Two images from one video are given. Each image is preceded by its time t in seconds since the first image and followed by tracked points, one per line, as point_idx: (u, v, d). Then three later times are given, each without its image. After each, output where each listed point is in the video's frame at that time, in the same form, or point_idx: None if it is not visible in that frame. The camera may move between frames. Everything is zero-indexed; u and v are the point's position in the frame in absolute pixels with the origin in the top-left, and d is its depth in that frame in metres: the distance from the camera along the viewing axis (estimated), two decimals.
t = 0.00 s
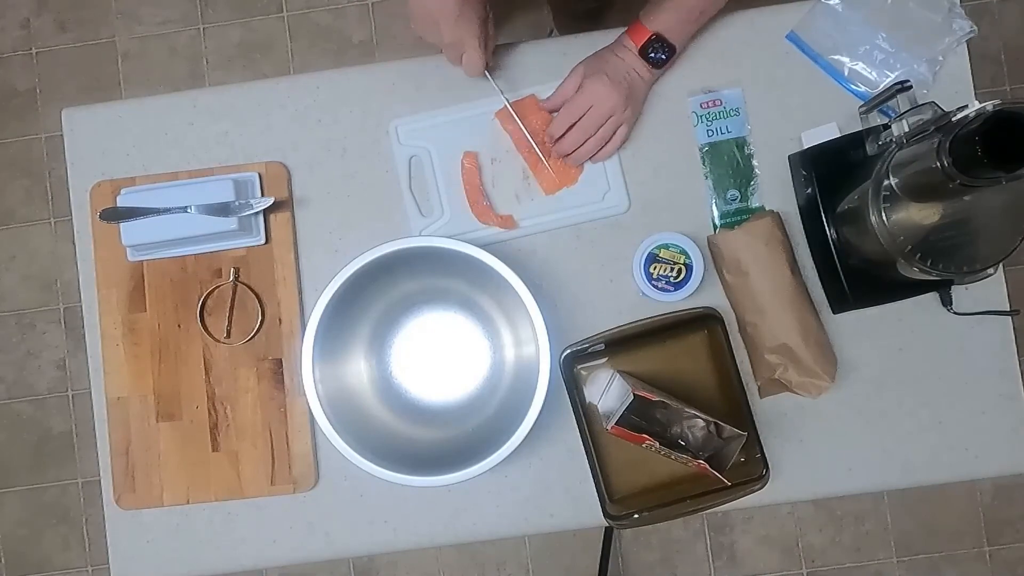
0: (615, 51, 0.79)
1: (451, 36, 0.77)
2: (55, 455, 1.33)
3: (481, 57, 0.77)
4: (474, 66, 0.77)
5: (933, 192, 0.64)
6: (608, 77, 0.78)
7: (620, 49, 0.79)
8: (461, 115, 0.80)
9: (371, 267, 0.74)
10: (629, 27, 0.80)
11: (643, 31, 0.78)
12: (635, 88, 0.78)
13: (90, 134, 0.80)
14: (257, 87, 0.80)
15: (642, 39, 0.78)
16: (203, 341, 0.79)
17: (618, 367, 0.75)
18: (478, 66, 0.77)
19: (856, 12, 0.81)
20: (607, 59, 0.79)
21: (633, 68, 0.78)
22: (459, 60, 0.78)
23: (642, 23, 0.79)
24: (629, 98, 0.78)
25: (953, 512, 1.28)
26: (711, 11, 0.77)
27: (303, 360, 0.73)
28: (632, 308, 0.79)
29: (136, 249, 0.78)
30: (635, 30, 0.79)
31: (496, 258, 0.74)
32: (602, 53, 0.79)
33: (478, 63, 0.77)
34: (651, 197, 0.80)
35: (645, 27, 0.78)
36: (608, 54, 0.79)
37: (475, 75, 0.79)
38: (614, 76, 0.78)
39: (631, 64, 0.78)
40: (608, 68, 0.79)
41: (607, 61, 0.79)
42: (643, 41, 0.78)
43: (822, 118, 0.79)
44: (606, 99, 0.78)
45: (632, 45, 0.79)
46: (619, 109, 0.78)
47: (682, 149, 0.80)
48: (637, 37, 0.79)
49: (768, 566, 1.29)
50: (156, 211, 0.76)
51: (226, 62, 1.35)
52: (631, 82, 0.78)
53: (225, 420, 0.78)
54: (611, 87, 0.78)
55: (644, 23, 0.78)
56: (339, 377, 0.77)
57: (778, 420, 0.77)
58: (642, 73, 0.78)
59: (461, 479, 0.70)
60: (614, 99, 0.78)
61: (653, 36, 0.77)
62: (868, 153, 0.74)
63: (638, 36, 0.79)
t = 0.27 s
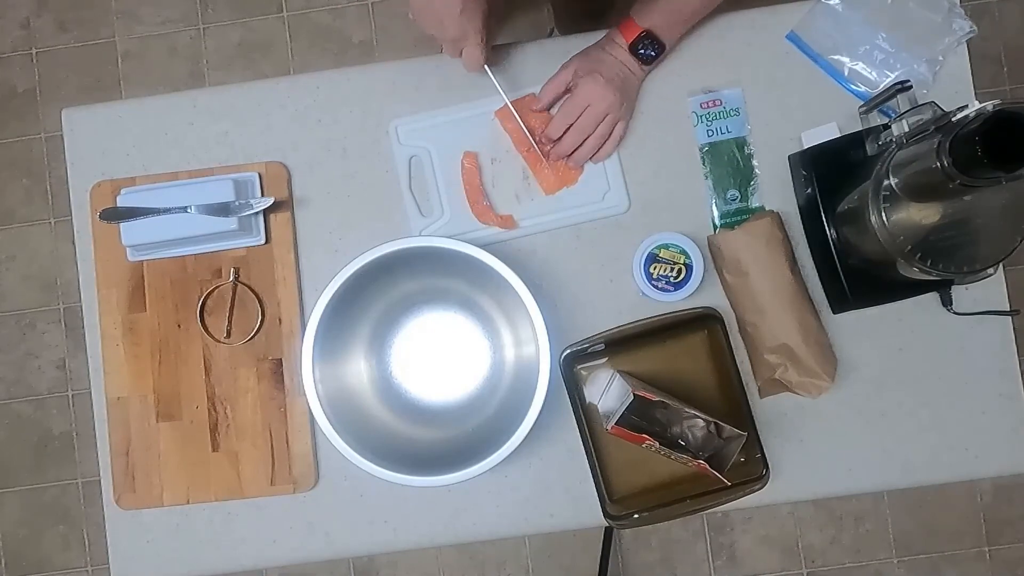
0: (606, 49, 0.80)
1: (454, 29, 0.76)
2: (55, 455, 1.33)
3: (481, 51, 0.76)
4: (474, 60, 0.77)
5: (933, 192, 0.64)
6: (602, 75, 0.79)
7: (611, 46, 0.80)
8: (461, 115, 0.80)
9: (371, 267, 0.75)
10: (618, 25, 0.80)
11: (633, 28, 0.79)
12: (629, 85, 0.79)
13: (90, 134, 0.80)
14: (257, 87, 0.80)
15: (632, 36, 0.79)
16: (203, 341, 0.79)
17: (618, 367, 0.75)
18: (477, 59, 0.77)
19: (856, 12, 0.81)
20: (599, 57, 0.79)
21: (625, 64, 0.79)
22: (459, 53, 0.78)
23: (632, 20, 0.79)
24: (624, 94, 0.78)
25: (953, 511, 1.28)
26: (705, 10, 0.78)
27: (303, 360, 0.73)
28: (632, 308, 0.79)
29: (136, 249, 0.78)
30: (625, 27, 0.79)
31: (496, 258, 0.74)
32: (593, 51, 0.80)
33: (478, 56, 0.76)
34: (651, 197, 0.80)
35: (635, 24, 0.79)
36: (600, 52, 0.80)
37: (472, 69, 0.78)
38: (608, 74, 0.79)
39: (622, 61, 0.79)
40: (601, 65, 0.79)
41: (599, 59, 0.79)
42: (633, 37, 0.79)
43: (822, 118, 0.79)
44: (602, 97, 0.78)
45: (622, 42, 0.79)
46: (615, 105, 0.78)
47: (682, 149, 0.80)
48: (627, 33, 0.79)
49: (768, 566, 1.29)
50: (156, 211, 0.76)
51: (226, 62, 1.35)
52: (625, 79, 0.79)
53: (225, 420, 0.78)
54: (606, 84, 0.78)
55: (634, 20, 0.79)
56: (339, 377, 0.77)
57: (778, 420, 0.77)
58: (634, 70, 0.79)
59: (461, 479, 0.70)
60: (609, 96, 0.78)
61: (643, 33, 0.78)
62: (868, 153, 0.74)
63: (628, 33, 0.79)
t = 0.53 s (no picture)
0: (603, 49, 0.80)
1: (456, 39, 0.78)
2: (55, 455, 1.33)
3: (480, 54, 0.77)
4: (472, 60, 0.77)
5: (933, 193, 0.64)
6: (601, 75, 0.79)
7: (608, 47, 0.80)
8: (461, 115, 0.80)
9: (371, 267, 0.74)
10: (614, 26, 0.81)
11: (630, 27, 0.79)
12: (628, 84, 0.79)
13: (91, 134, 0.80)
14: (257, 87, 0.80)
15: (628, 35, 0.79)
16: (203, 341, 0.79)
17: (618, 367, 0.75)
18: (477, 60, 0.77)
19: (856, 12, 0.82)
20: (595, 58, 0.80)
21: (623, 64, 0.79)
22: (457, 53, 0.78)
23: (628, 20, 0.79)
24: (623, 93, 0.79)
25: (953, 511, 1.28)
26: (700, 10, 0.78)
27: (303, 360, 0.73)
28: (632, 308, 0.79)
29: (136, 249, 0.78)
30: (621, 27, 0.80)
31: (496, 258, 0.74)
32: (591, 52, 0.80)
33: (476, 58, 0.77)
34: (651, 197, 0.80)
35: (631, 24, 0.79)
36: (597, 53, 0.80)
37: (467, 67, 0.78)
38: (606, 73, 0.79)
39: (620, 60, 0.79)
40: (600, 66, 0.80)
41: (597, 60, 0.80)
42: (630, 36, 0.79)
43: (822, 118, 0.79)
44: (601, 96, 0.78)
45: (618, 42, 0.80)
46: (615, 104, 0.78)
47: (682, 149, 0.80)
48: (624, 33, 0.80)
49: (768, 566, 1.29)
50: (156, 211, 0.76)
51: (226, 62, 1.35)
52: (624, 78, 0.79)
53: (225, 420, 0.78)
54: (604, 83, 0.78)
55: (631, 19, 0.79)
56: (339, 377, 0.77)
57: (778, 420, 0.77)
58: (633, 69, 0.79)
59: (460, 479, 0.70)
60: (608, 95, 0.78)
61: (640, 32, 0.78)
62: (868, 153, 0.74)
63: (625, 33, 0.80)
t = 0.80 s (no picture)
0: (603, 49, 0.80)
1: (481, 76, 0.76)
2: (55, 455, 1.33)
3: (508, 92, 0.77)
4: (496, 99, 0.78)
5: (933, 193, 0.64)
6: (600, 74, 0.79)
7: (609, 46, 0.80)
8: (461, 115, 0.80)
9: (371, 267, 0.74)
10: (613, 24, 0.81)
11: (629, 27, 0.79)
12: (628, 84, 0.79)
13: (90, 134, 0.80)
14: (257, 87, 0.80)
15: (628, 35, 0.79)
16: (203, 341, 0.79)
17: (618, 367, 0.75)
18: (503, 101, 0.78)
19: (856, 12, 0.82)
20: (596, 56, 0.80)
21: (623, 63, 0.79)
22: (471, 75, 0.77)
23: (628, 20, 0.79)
24: (623, 93, 0.78)
25: (953, 511, 1.28)
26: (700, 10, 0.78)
27: (303, 360, 0.73)
28: (632, 308, 0.79)
29: (136, 249, 0.78)
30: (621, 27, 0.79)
31: (496, 258, 0.74)
32: (591, 51, 0.80)
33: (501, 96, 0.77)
34: (651, 197, 0.80)
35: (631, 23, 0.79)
36: (597, 52, 0.80)
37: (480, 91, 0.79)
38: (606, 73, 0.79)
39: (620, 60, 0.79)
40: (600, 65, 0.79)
41: (597, 59, 0.80)
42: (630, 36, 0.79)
43: (822, 118, 0.79)
44: (601, 96, 0.78)
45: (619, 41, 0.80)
46: (614, 104, 0.78)
47: (682, 150, 0.80)
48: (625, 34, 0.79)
49: (768, 566, 1.29)
50: (156, 211, 0.76)
51: (226, 62, 1.35)
52: (623, 78, 0.79)
53: (225, 420, 0.78)
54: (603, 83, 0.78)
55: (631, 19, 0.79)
56: (339, 377, 0.77)
57: (778, 420, 0.77)
58: (633, 69, 0.79)
59: (460, 479, 0.70)
60: (608, 95, 0.78)
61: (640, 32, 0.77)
62: (868, 153, 0.74)
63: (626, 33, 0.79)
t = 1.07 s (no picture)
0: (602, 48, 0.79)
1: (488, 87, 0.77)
2: (55, 455, 1.33)
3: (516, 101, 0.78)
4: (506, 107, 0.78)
5: (933, 193, 0.64)
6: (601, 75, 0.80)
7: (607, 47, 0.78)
8: (461, 115, 0.80)
9: (371, 267, 0.74)
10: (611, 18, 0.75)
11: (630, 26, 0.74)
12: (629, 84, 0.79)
13: (90, 134, 0.80)
14: (257, 87, 0.80)
15: (629, 36, 0.75)
16: (203, 341, 0.79)
17: (618, 367, 0.75)
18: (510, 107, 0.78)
19: (856, 12, 0.82)
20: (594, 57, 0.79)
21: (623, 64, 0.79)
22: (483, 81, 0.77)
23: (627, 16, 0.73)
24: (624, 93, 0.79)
25: (953, 511, 1.28)
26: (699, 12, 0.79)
27: (303, 360, 0.73)
28: (632, 308, 0.79)
29: (136, 249, 0.78)
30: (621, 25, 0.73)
31: (496, 258, 0.74)
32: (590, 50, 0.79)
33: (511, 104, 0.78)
34: (651, 197, 0.80)
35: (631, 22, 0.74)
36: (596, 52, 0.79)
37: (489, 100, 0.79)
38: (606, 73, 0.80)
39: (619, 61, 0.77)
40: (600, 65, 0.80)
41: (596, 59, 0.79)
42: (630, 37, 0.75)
43: (822, 118, 0.79)
44: (602, 97, 0.79)
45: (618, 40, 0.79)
46: (615, 105, 0.79)
47: (682, 149, 0.80)
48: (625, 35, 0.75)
49: (768, 566, 1.29)
50: (156, 211, 0.76)
51: (226, 62, 1.35)
52: (624, 79, 0.79)
53: (225, 420, 0.78)
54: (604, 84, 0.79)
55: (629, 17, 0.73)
56: (339, 377, 0.77)
57: (778, 420, 0.77)
58: (633, 69, 0.78)
59: (460, 479, 0.70)
60: (609, 95, 0.79)
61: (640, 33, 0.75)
62: (868, 153, 0.74)
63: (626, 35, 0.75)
